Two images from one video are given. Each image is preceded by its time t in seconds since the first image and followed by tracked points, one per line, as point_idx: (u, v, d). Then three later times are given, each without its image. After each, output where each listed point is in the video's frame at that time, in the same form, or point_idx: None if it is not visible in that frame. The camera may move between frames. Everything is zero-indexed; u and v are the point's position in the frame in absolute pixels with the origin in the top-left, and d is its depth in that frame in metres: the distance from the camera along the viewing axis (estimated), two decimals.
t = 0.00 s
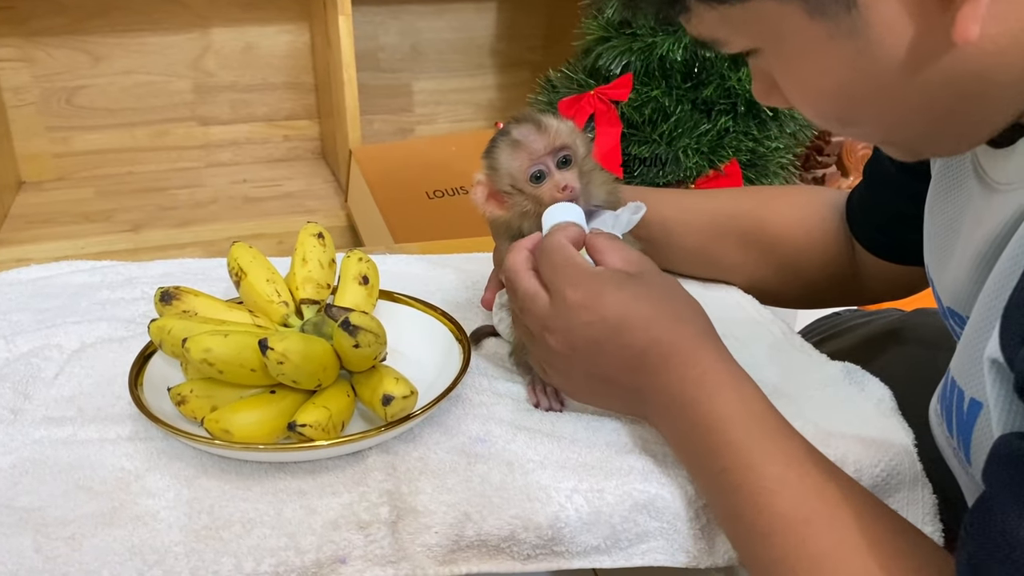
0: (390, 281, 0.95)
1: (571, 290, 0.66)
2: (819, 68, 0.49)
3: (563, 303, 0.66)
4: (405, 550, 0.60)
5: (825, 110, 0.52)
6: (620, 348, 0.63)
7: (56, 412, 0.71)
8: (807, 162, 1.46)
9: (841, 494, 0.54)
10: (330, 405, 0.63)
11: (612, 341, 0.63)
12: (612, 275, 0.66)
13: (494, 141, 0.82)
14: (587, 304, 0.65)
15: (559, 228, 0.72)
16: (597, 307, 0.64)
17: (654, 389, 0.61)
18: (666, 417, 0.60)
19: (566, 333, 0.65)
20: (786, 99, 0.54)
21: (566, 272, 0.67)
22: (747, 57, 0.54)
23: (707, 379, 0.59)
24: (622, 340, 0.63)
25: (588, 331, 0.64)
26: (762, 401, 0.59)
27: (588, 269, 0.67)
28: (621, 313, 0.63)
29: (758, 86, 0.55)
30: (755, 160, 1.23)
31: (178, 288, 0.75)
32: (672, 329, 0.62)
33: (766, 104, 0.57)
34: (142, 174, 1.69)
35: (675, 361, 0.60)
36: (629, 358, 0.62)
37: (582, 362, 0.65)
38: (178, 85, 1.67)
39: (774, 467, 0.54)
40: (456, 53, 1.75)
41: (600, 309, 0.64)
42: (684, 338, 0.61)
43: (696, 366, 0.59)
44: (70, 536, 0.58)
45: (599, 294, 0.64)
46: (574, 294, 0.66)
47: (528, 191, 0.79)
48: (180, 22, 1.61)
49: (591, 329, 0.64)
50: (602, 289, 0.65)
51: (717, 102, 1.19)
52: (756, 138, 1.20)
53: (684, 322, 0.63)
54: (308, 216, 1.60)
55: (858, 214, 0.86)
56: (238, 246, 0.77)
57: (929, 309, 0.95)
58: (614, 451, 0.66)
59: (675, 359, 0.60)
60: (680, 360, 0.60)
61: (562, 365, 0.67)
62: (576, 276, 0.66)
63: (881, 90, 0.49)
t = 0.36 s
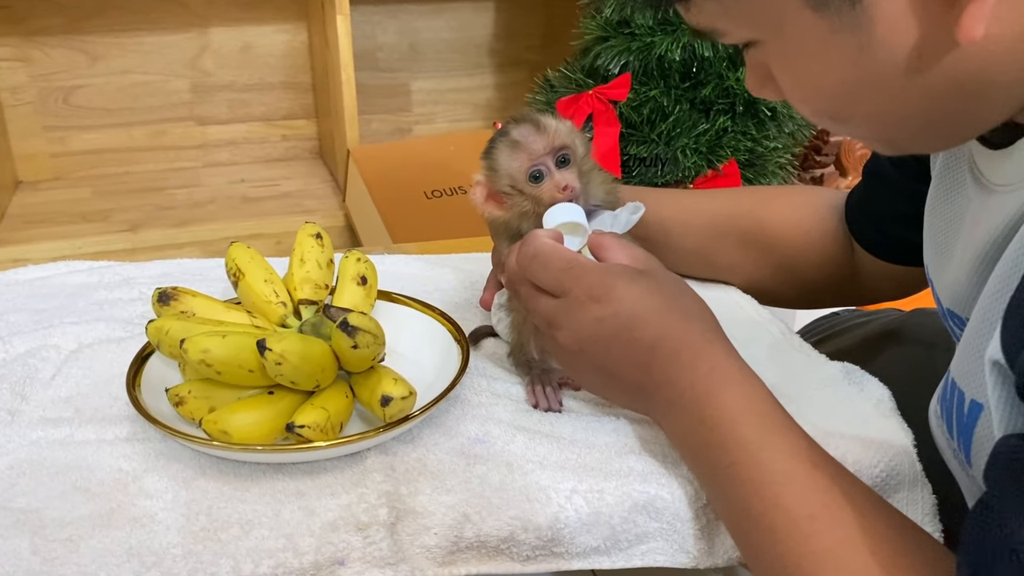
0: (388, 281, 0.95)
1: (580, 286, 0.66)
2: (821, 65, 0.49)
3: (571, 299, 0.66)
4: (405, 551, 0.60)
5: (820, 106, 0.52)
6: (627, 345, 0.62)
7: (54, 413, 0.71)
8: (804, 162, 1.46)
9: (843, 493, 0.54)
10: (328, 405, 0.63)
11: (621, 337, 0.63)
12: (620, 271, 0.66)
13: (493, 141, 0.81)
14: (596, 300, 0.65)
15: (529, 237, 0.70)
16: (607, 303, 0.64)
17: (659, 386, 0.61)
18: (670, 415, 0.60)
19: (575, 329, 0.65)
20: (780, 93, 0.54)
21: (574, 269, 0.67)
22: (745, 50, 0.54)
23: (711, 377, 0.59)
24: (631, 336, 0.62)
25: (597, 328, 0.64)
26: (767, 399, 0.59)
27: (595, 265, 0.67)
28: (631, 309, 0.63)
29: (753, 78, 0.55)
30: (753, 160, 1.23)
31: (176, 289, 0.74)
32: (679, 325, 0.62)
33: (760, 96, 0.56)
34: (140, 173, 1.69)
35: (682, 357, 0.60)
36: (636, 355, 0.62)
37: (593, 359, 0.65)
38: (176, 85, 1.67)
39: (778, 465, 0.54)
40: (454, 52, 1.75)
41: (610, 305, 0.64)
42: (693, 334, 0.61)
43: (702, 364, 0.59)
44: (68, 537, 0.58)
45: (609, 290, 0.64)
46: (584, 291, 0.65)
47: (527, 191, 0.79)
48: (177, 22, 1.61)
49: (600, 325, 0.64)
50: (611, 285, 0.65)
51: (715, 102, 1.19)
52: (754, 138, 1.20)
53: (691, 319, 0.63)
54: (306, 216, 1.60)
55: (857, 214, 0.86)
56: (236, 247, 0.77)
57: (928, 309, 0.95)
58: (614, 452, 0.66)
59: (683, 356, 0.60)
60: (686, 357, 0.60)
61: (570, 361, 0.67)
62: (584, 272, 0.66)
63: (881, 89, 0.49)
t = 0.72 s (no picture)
0: (386, 281, 0.94)
1: (578, 286, 0.65)
2: (822, 62, 0.49)
3: (569, 299, 0.66)
4: (403, 553, 0.59)
5: (820, 105, 0.52)
6: (626, 345, 0.62)
7: (52, 413, 0.70)
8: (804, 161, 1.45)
9: (845, 493, 0.54)
10: (327, 406, 0.63)
11: (620, 338, 0.63)
12: (619, 271, 0.66)
13: (494, 140, 0.81)
14: (594, 300, 0.64)
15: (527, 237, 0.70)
16: (605, 303, 0.64)
17: (659, 385, 0.60)
18: (671, 415, 0.60)
19: (573, 329, 0.65)
20: (778, 90, 0.53)
21: (573, 269, 0.66)
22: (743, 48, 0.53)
23: (712, 377, 0.58)
24: (629, 337, 0.62)
25: (595, 328, 0.64)
26: (768, 399, 0.59)
27: (594, 265, 0.67)
28: (629, 310, 0.63)
29: (750, 75, 0.55)
30: (752, 160, 1.23)
31: (174, 288, 0.74)
32: (679, 325, 0.61)
33: (756, 93, 0.56)
34: (138, 173, 1.69)
35: (682, 356, 0.60)
36: (635, 355, 0.62)
37: (591, 360, 0.64)
38: (173, 84, 1.66)
39: (781, 464, 0.54)
40: (453, 52, 1.75)
41: (608, 305, 0.64)
42: (691, 336, 0.61)
43: (701, 363, 0.59)
44: (66, 539, 0.57)
45: (607, 290, 0.64)
46: (582, 291, 0.65)
47: (529, 190, 0.79)
48: (175, 21, 1.61)
49: (598, 325, 0.63)
50: (610, 285, 0.64)
51: (714, 101, 1.19)
52: (753, 137, 1.20)
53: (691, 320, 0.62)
54: (305, 216, 1.59)
55: (856, 214, 0.85)
56: (234, 246, 0.77)
57: (927, 309, 0.95)
58: (614, 453, 0.66)
59: (682, 356, 0.60)
60: (686, 358, 0.60)
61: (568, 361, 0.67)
62: (582, 272, 0.66)
63: (882, 88, 0.48)
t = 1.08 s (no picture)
0: (385, 282, 0.94)
1: (572, 289, 0.65)
2: (827, 59, 0.48)
3: (564, 302, 0.65)
4: (402, 554, 0.59)
5: (829, 104, 0.52)
6: (622, 348, 0.62)
7: (49, 414, 0.70)
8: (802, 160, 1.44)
9: (845, 493, 0.54)
10: (325, 407, 0.63)
11: (616, 341, 0.62)
12: (612, 272, 0.65)
13: (493, 141, 0.81)
14: (589, 302, 0.64)
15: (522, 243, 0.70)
16: (599, 305, 0.64)
17: (658, 387, 0.60)
18: (671, 416, 0.60)
19: (569, 333, 0.65)
20: (789, 93, 0.53)
21: (566, 272, 0.66)
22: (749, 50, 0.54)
23: (710, 377, 0.58)
24: (626, 339, 0.62)
25: (591, 331, 0.64)
26: (768, 399, 0.59)
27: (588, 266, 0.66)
28: (623, 311, 0.63)
29: (761, 79, 0.55)
30: (751, 160, 1.23)
31: (172, 289, 0.74)
32: (673, 324, 0.61)
33: (766, 97, 0.56)
34: (136, 173, 1.68)
35: (678, 357, 0.60)
36: (632, 357, 0.62)
37: (588, 362, 0.64)
38: (172, 84, 1.66)
39: (781, 464, 0.54)
40: (451, 51, 1.74)
41: (602, 307, 0.63)
42: (688, 337, 0.61)
43: (698, 363, 0.59)
44: (64, 540, 0.57)
45: (600, 291, 0.64)
46: (576, 293, 0.65)
47: (529, 193, 0.78)
48: (173, 21, 1.61)
49: (594, 328, 0.63)
50: (603, 286, 0.64)
51: (712, 101, 1.19)
52: (752, 137, 1.20)
53: (686, 319, 0.62)
54: (303, 216, 1.59)
55: (855, 214, 0.85)
56: (232, 247, 0.77)
57: (926, 309, 0.95)
58: (614, 453, 0.66)
59: (680, 356, 0.60)
60: (684, 358, 0.60)
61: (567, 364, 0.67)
62: (575, 274, 0.65)
63: (888, 87, 0.48)
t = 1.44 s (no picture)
0: (383, 281, 0.94)
1: (577, 284, 0.65)
2: (821, 54, 0.49)
3: (567, 297, 0.65)
4: (399, 554, 0.59)
5: (824, 98, 0.51)
6: (625, 343, 0.62)
7: (47, 414, 0.70)
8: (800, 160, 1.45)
9: (842, 492, 0.54)
10: (323, 407, 0.63)
11: (619, 336, 0.62)
12: (616, 268, 0.65)
13: (489, 139, 0.81)
14: (593, 297, 0.64)
15: (526, 236, 0.70)
16: (603, 301, 0.63)
17: (658, 382, 0.60)
18: (670, 412, 0.59)
19: (571, 328, 0.64)
20: (783, 86, 0.53)
21: (571, 267, 0.66)
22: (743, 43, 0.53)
23: (711, 374, 0.58)
24: (629, 335, 0.62)
25: (594, 326, 0.63)
26: (766, 398, 0.59)
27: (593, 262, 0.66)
28: (627, 307, 0.62)
29: (754, 72, 0.54)
30: (749, 159, 1.23)
31: (170, 289, 0.74)
32: (677, 322, 0.61)
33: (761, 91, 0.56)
34: (134, 173, 1.68)
35: (681, 354, 0.59)
36: (634, 352, 0.61)
37: (590, 357, 0.64)
38: (170, 84, 1.66)
39: (779, 463, 0.54)
40: (451, 51, 1.74)
41: (606, 302, 0.63)
42: (691, 335, 0.60)
43: (700, 362, 0.59)
44: (60, 540, 0.57)
45: (605, 287, 0.64)
46: (580, 288, 0.65)
47: (525, 189, 0.79)
48: (172, 21, 1.60)
49: (596, 324, 0.63)
50: (608, 282, 0.64)
51: (711, 101, 1.19)
52: (750, 137, 1.20)
53: (690, 317, 0.62)
54: (302, 216, 1.59)
55: (853, 214, 0.85)
56: (229, 247, 0.76)
57: (924, 309, 0.95)
58: (612, 453, 0.66)
59: (682, 354, 0.59)
60: (686, 355, 0.59)
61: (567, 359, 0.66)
62: (579, 270, 0.65)
63: (884, 81, 0.48)
